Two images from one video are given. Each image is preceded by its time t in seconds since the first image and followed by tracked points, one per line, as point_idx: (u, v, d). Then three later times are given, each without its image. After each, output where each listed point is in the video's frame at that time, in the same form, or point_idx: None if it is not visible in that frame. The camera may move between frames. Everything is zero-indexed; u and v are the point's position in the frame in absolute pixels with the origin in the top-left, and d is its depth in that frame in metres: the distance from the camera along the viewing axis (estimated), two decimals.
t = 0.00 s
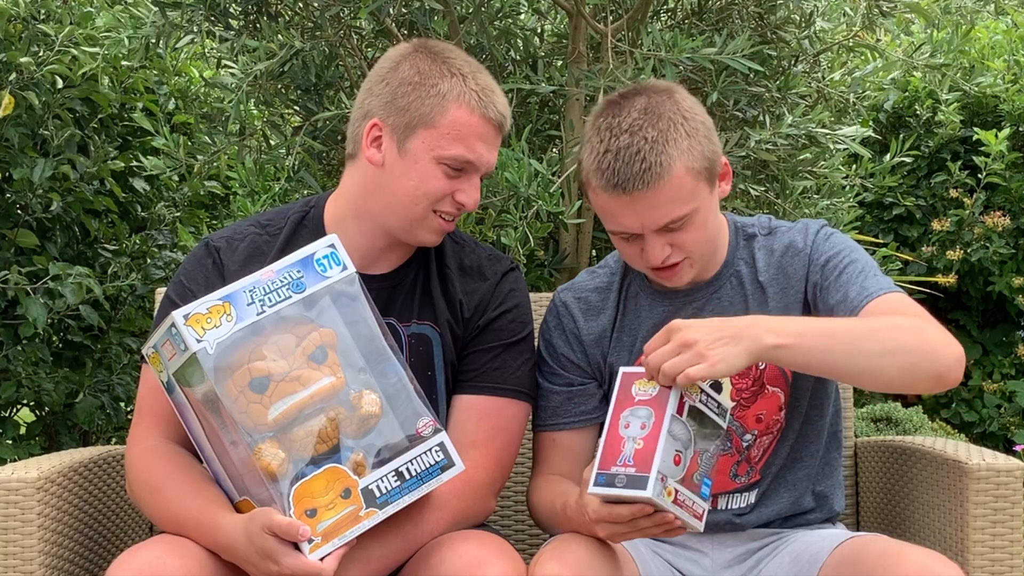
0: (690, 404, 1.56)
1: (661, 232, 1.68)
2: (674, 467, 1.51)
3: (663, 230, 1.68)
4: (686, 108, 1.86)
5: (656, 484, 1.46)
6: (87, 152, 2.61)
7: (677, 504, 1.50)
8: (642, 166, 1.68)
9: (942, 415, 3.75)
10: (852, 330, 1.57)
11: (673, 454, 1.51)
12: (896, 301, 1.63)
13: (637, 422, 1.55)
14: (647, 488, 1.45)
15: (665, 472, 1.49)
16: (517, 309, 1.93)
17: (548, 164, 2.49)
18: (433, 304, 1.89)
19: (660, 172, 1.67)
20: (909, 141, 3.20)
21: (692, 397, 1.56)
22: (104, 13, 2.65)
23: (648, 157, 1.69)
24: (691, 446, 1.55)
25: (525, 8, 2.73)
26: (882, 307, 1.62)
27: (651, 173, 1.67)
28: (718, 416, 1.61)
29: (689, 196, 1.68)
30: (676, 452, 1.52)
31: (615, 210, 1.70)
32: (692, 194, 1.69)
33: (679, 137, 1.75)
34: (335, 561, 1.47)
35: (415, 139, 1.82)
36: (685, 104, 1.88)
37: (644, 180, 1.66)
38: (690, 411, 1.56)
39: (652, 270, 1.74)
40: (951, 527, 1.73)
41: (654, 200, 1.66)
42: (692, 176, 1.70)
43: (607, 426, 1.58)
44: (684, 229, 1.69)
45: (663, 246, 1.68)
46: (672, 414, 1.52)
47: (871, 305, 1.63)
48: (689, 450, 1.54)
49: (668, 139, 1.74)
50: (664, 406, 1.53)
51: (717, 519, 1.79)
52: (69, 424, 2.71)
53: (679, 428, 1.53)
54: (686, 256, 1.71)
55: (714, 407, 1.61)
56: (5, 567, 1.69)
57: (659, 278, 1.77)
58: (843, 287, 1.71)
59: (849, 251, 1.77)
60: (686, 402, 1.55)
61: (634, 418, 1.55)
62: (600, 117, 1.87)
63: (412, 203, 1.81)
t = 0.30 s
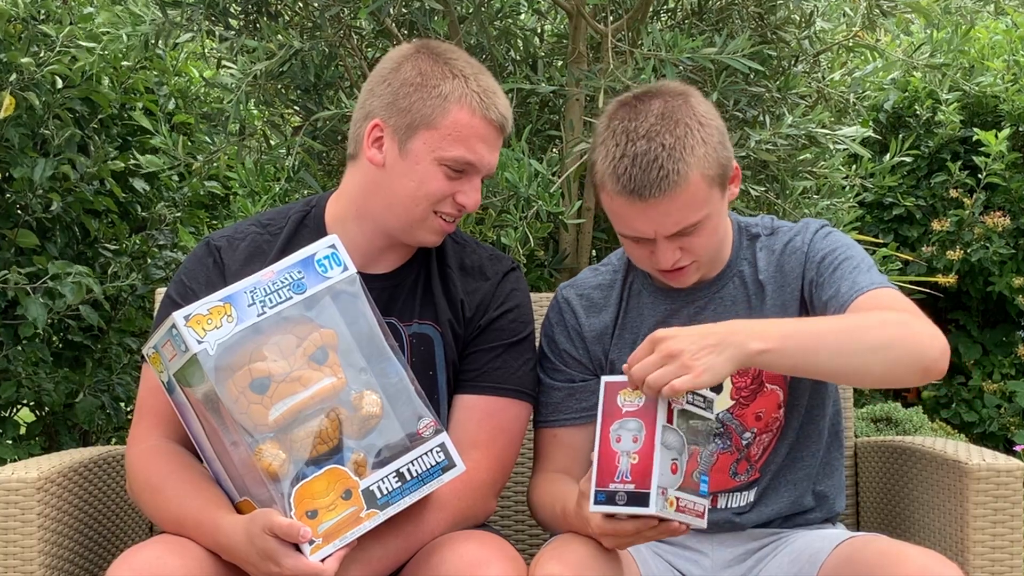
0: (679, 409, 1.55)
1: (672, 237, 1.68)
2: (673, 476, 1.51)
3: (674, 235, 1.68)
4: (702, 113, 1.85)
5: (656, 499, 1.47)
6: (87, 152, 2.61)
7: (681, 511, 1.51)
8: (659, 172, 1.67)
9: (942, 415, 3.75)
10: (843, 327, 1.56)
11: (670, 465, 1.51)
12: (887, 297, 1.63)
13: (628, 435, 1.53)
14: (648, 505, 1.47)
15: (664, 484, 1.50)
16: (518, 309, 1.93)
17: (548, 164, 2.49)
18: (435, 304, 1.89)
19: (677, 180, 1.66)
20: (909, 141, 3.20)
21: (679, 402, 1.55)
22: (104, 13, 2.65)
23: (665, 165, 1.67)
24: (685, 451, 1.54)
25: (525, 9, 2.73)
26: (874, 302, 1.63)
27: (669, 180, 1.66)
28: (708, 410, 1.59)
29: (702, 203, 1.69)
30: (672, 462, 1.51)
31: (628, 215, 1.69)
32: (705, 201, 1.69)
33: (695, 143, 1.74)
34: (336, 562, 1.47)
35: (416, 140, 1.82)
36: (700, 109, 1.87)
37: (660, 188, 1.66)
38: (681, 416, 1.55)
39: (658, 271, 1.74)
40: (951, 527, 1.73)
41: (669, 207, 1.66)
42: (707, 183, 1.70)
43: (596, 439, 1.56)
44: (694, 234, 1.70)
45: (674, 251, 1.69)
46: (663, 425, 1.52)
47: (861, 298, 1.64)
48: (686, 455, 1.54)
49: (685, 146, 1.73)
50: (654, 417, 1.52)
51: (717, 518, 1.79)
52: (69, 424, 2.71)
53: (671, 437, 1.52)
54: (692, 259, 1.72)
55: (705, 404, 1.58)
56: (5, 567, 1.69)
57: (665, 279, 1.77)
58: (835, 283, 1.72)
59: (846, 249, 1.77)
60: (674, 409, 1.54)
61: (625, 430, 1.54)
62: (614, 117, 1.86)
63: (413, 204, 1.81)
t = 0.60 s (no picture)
0: (635, 393, 1.51)
1: (673, 224, 1.68)
2: (651, 463, 1.49)
3: (674, 222, 1.68)
4: (719, 105, 1.85)
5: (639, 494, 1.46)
6: (87, 151, 2.61)
7: (674, 492, 1.48)
8: (665, 155, 1.68)
9: (942, 415, 3.75)
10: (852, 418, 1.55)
11: (642, 454, 1.48)
12: (884, 374, 1.66)
13: (595, 436, 1.52)
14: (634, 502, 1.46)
15: (642, 474, 1.47)
16: (517, 309, 1.93)
17: (548, 164, 2.49)
18: (435, 304, 1.89)
19: (682, 163, 1.67)
20: (909, 141, 3.20)
21: (632, 384, 1.51)
22: (103, 13, 2.65)
23: (673, 148, 1.69)
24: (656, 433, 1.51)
25: (525, 8, 2.73)
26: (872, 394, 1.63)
27: (674, 163, 1.67)
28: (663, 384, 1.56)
29: (706, 192, 1.68)
30: (645, 449, 1.48)
31: (630, 194, 1.70)
32: (709, 190, 1.69)
33: (707, 131, 1.75)
34: (336, 562, 1.47)
35: (414, 139, 1.82)
36: (717, 98, 1.87)
37: (664, 169, 1.67)
38: (642, 401, 1.52)
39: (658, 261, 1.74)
40: (950, 527, 1.73)
41: (672, 189, 1.67)
42: (713, 173, 1.70)
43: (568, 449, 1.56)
44: (696, 223, 1.69)
45: (672, 238, 1.68)
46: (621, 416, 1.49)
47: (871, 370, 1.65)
48: (656, 438, 1.50)
49: (695, 132, 1.73)
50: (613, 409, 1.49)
51: (713, 521, 1.80)
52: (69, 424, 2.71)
53: (633, 426, 1.49)
54: (692, 251, 1.71)
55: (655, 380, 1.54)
56: (5, 567, 1.69)
57: (663, 271, 1.77)
58: (842, 327, 1.72)
59: (866, 287, 1.76)
60: (630, 395, 1.50)
61: (591, 432, 1.52)
62: (632, 100, 1.87)
63: (411, 203, 1.81)
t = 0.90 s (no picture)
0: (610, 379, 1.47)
1: (721, 212, 1.63)
2: (647, 442, 1.47)
3: (723, 211, 1.63)
4: (802, 105, 1.79)
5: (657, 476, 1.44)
6: (87, 152, 2.61)
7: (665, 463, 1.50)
8: (729, 138, 1.63)
9: (942, 415, 3.76)
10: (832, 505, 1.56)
11: (640, 437, 1.45)
12: (898, 448, 1.64)
13: (586, 433, 1.47)
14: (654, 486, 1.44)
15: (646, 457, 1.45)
16: (517, 310, 1.93)
17: (548, 164, 2.49)
18: (435, 304, 1.89)
19: (746, 149, 1.63)
20: (909, 141, 3.20)
21: (605, 370, 1.47)
22: (103, 13, 2.65)
23: (740, 131, 1.64)
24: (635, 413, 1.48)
25: (525, 8, 2.73)
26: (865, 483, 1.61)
27: (737, 146, 1.63)
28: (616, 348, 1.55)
29: (763, 187, 1.63)
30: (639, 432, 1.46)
31: (684, 168, 1.65)
32: (766, 186, 1.64)
33: (779, 128, 1.70)
34: (337, 561, 1.47)
35: (400, 132, 1.81)
36: (801, 100, 1.81)
37: (727, 151, 1.62)
38: (614, 377, 1.50)
39: (698, 251, 1.68)
40: (951, 527, 1.73)
41: (729, 174, 1.62)
42: (775, 169, 1.65)
43: (557, 453, 1.51)
44: (744, 221, 1.63)
45: (716, 227, 1.63)
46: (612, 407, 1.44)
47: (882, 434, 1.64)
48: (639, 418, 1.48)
49: (767, 123, 1.69)
50: (602, 404, 1.44)
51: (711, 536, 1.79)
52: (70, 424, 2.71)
53: (622, 412, 1.45)
54: (734, 249, 1.65)
55: (604, 347, 1.52)
56: (5, 567, 1.69)
57: (703, 266, 1.71)
58: (871, 378, 1.69)
59: (911, 337, 1.71)
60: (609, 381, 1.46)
61: (580, 431, 1.47)
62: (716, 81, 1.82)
63: (398, 195, 1.80)
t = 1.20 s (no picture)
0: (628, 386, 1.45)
1: (768, 237, 1.60)
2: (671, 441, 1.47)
3: (770, 236, 1.60)
4: (860, 125, 1.75)
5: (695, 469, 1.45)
6: (87, 152, 2.61)
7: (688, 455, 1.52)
8: (781, 163, 1.60)
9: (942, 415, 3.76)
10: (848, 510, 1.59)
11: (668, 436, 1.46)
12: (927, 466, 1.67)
13: (620, 445, 1.44)
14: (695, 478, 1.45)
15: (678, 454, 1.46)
16: (515, 307, 1.93)
17: (548, 164, 2.49)
18: (433, 304, 1.89)
19: (799, 175, 1.60)
20: (909, 141, 3.20)
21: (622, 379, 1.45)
22: (103, 13, 2.65)
23: (793, 155, 1.61)
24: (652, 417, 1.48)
25: (525, 8, 2.73)
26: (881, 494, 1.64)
27: (789, 172, 1.59)
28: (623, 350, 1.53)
29: (814, 215, 1.61)
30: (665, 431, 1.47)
31: (733, 189, 1.62)
32: (817, 211, 1.61)
33: (834, 151, 1.66)
34: (337, 560, 1.48)
35: (375, 123, 1.81)
36: (860, 118, 1.76)
37: (778, 176, 1.59)
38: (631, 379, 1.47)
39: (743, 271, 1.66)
40: (951, 527, 1.73)
41: (778, 200, 1.59)
42: (828, 196, 1.62)
43: (585, 468, 1.46)
44: (793, 245, 1.61)
45: (763, 252, 1.61)
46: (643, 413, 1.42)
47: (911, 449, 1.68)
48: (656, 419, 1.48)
49: (823, 147, 1.65)
50: (634, 412, 1.42)
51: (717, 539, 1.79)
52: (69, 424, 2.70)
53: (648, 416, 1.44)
54: (780, 272, 1.63)
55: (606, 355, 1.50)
56: (5, 567, 1.69)
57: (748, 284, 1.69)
58: (908, 396, 1.70)
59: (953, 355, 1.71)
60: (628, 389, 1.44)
61: (613, 444, 1.44)
62: (769, 91, 1.78)
63: (377, 188, 1.79)
